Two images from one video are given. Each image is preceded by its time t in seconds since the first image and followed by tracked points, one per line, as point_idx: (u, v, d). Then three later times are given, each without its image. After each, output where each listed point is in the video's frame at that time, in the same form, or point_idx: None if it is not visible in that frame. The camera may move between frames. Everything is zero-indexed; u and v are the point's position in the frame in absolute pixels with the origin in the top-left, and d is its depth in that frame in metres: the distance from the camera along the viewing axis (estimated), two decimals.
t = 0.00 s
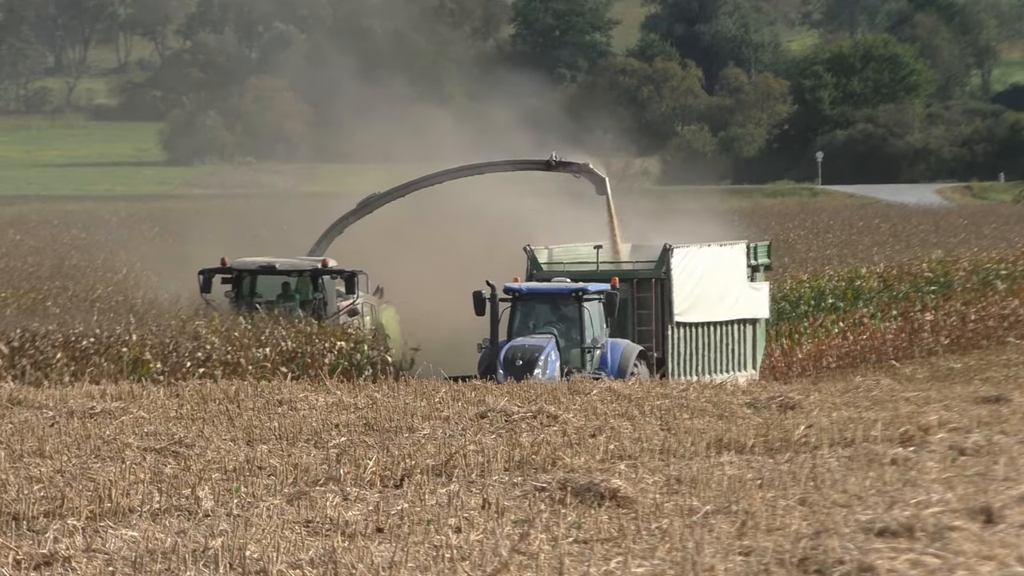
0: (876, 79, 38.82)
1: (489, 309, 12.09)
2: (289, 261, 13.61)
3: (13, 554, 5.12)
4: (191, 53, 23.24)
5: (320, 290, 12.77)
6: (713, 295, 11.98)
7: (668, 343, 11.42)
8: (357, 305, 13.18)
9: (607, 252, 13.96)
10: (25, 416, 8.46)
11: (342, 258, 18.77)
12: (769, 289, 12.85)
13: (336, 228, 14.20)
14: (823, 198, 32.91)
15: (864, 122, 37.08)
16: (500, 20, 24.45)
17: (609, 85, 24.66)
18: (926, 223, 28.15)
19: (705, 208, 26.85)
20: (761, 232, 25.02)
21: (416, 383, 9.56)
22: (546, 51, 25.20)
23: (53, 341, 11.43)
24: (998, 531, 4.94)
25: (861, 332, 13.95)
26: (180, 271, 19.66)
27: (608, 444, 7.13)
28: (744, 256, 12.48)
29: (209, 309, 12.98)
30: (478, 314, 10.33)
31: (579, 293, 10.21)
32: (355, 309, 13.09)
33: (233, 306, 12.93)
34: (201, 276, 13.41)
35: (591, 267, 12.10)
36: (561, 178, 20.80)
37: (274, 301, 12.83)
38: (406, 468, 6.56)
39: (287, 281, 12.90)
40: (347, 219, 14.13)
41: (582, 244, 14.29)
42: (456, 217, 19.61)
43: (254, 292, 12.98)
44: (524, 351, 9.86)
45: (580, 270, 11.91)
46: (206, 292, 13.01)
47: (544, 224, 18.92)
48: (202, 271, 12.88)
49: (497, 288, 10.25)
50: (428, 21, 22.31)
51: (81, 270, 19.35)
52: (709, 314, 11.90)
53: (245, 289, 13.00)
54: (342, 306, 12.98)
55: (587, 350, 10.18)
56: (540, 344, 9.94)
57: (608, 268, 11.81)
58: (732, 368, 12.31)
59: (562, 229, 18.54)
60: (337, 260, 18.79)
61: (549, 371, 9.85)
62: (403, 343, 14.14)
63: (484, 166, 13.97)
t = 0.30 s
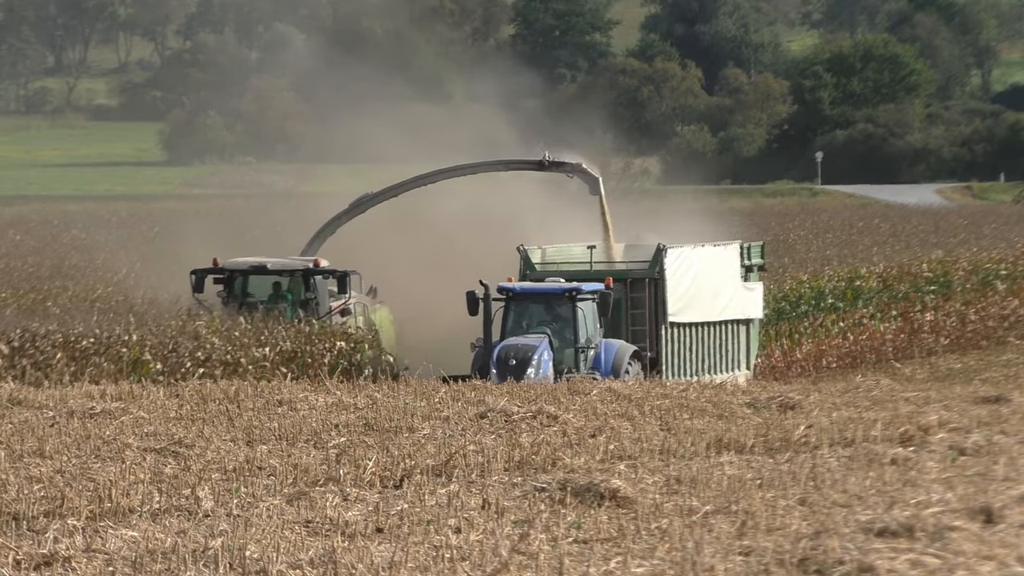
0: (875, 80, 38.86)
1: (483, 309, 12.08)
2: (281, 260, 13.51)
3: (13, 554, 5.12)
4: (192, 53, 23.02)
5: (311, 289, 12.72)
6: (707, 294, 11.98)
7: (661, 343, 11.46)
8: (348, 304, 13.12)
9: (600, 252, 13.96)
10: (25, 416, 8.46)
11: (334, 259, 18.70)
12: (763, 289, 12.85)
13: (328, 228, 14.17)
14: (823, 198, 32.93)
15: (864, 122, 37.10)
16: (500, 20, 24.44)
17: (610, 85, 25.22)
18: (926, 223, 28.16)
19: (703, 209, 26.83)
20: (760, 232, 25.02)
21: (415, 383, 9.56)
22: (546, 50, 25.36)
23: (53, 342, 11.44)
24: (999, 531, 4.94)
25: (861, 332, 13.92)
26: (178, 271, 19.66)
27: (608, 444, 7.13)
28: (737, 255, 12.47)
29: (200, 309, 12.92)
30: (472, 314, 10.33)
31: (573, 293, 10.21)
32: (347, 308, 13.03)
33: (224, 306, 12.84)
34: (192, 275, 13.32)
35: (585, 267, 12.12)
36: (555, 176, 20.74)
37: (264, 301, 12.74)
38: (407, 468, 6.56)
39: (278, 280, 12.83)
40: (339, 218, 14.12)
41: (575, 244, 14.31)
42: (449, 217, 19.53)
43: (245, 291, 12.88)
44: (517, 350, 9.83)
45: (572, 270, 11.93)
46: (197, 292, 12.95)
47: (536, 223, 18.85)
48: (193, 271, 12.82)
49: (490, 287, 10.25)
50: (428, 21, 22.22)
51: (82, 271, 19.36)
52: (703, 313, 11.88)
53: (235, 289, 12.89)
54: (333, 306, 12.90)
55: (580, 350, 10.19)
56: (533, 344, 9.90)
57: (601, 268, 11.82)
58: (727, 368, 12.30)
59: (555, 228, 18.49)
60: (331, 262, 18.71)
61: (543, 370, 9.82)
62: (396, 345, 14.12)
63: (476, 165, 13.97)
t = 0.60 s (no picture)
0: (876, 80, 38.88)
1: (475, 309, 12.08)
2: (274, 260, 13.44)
3: (13, 554, 5.13)
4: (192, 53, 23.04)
5: (304, 290, 12.65)
6: (700, 294, 11.99)
7: (655, 343, 11.43)
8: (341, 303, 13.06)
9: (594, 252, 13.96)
10: (25, 416, 8.46)
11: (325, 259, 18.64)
12: (756, 290, 12.83)
13: (321, 228, 14.17)
14: (823, 198, 32.94)
15: (864, 122, 37.10)
16: (500, 20, 24.17)
17: (610, 84, 25.47)
18: (926, 223, 28.14)
19: (700, 210, 26.86)
20: (760, 232, 25.01)
21: (415, 382, 9.56)
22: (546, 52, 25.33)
23: (53, 341, 11.44)
24: (999, 531, 4.94)
25: (861, 332, 13.90)
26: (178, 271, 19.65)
27: (608, 444, 7.13)
28: (731, 256, 12.47)
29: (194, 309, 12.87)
30: (465, 314, 10.32)
31: (566, 293, 10.17)
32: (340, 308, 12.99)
33: (216, 306, 12.77)
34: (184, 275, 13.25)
35: (578, 267, 12.12)
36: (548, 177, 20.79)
37: (258, 302, 12.71)
38: (407, 468, 6.56)
39: (270, 280, 12.77)
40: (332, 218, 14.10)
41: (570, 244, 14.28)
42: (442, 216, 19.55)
43: (238, 291, 12.81)
44: (510, 350, 9.88)
45: (566, 271, 11.94)
46: (190, 293, 12.89)
47: (529, 224, 18.80)
48: (185, 272, 12.75)
49: (483, 287, 10.24)
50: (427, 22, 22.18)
51: (82, 271, 19.37)
52: (696, 313, 11.89)
53: (228, 289, 12.82)
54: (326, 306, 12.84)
55: (574, 350, 10.16)
56: (525, 344, 9.94)
57: (595, 269, 11.82)
58: (720, 368, 12.30)
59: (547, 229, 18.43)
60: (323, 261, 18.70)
61: (535, 370, 9.88)
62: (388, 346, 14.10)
63: (470, 166, 13.94)
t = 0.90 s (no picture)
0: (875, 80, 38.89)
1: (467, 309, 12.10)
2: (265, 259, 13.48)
3: (13, 554, 5.13)
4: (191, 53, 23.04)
5: (296, 290, 12.73)
6: (694, 295, 11.99)
7: (648, 344, 11.45)
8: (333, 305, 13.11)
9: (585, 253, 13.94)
10: (25, 416, 8.46)
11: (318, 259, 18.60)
12: (749, 288, 12.86)
13: (312, 228, 14.14)
14: (822, 198, 32.95)
15: (864, 122, 37.08)
16: (500, 20, 24.97)
17: (611, 84, 25.74)
18: (926, 223, 28.14)
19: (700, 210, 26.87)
20: (760, 232, 25.01)
21: (415, 382, 9.56)
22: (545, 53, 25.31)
23: (54, 341, 11.43)
24: (999, 531, 4.94)
25: (861, 332, 13.89)
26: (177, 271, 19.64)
27: (608, 444, 7.13)
28: (724, 257, 12.48)
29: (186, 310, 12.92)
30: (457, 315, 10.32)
31: (558, 294, 10.21)
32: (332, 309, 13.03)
33: (208, 306, 12.82)
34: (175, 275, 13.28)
35: (571, 267, 12.12)
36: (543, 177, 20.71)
37: (250, 302, 12.76)
38: (406, 468, 6.57)
39: (263, 281, 12.82)
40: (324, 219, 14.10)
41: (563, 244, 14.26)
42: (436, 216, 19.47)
43: (230, 291, 12.89)
44: (501, 351, 9.84)
45: (559, 271, 11.92)
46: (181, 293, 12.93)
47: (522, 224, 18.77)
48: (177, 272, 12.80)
49: (475, 288, 10.25)
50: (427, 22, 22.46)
51: (82, 271, 19.34)
52: (690, 314, 11.90)
53: (220, 290, 12.89)
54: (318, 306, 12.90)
55: (566, 351, 10.17)
56: (518, 344, 9.94)
57: (587, 269, 11.82)
58: (714, 369, 12.27)
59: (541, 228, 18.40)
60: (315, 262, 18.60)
61: (527, 372, 9.84)
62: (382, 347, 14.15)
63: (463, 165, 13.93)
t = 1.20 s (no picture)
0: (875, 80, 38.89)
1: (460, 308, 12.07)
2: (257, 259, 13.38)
3: (13, 554, 5.12)
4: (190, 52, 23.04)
5: (287, 290, 12.57)
6: (688, 295, 12.00)
7: (641, 344, 11.46)
8: (324, 305, 13.01)
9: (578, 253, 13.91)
10: (25, 416, 8.46)
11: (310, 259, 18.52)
12: (743, 289, 12.80)
13: (304, 228, 14.12)
14: (822, 198, 32.96)
15: (864, 122, 37.08)
16: (500, 20, 25.74)
17: (611, 84, 25.84)
18: (926, 223, 28.14)
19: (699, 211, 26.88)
20: (759, 232, 25.01)
21: (416, 383, 9.56)
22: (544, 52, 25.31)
23: (54, 342, 11.43)
24: (999, 531, 4.94)
25: (861, 332, 13.89)
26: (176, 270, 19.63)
27: (608, 444, 7.13)
28: (719, 257, 12.46)
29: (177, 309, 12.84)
30: (449, 315, 10.31)
31: (550, 294, 10.16)
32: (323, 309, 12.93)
33: (199, 306, 12.74)
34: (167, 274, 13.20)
35: (564, 268, 12.11)
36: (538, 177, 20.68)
37: (241, 302, 12.67)
38: (407, 468, 6.56)
39: (254, 281, 12.72)
40: (316, 218, 14.08)
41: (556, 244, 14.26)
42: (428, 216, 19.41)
43: (220, 291, 12.79)
44: (494, 351, 9.90)
45: (551, 271, 11.90)
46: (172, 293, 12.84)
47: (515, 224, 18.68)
48: (168, 272, 12.70)
49: (467, 288, 10.22)
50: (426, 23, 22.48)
51: (82, 271, 19.33)
52: (683, 314, 11.92)
53: (210, 290, 12.79)
54: (309, 306, 12.78)
55: (558, 351, 10.15)
56: (510, 345, 9.98)
57: (580, 269, 11.81)
58: (706, 369, 12.30)
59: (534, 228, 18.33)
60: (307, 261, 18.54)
61: (519, 372, 9.89)
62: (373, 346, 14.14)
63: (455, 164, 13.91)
